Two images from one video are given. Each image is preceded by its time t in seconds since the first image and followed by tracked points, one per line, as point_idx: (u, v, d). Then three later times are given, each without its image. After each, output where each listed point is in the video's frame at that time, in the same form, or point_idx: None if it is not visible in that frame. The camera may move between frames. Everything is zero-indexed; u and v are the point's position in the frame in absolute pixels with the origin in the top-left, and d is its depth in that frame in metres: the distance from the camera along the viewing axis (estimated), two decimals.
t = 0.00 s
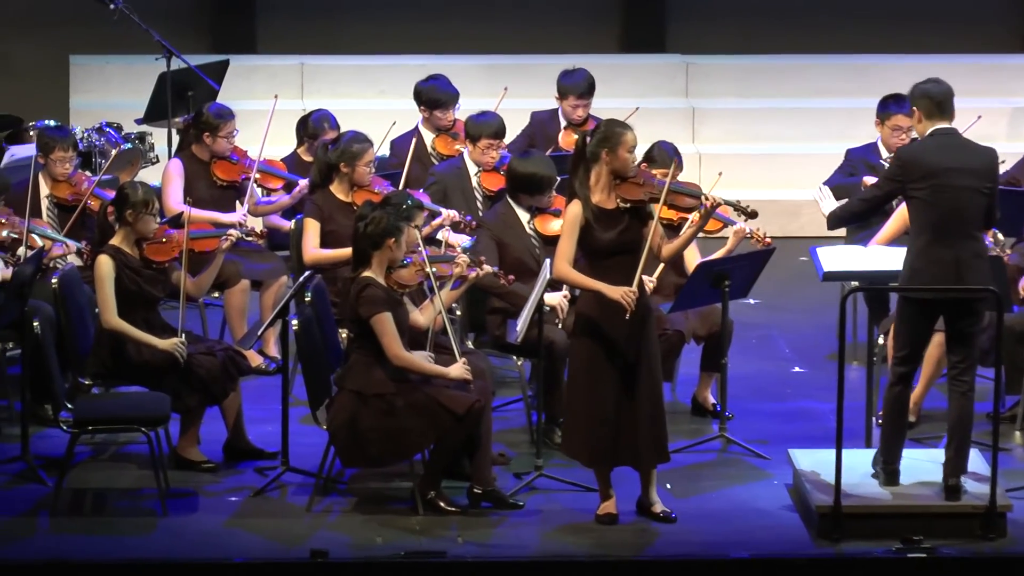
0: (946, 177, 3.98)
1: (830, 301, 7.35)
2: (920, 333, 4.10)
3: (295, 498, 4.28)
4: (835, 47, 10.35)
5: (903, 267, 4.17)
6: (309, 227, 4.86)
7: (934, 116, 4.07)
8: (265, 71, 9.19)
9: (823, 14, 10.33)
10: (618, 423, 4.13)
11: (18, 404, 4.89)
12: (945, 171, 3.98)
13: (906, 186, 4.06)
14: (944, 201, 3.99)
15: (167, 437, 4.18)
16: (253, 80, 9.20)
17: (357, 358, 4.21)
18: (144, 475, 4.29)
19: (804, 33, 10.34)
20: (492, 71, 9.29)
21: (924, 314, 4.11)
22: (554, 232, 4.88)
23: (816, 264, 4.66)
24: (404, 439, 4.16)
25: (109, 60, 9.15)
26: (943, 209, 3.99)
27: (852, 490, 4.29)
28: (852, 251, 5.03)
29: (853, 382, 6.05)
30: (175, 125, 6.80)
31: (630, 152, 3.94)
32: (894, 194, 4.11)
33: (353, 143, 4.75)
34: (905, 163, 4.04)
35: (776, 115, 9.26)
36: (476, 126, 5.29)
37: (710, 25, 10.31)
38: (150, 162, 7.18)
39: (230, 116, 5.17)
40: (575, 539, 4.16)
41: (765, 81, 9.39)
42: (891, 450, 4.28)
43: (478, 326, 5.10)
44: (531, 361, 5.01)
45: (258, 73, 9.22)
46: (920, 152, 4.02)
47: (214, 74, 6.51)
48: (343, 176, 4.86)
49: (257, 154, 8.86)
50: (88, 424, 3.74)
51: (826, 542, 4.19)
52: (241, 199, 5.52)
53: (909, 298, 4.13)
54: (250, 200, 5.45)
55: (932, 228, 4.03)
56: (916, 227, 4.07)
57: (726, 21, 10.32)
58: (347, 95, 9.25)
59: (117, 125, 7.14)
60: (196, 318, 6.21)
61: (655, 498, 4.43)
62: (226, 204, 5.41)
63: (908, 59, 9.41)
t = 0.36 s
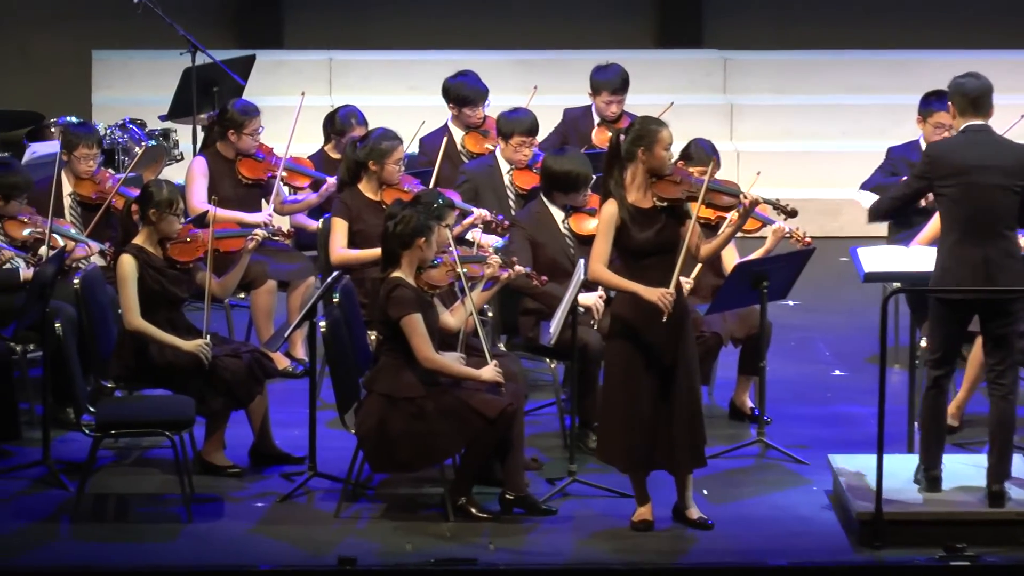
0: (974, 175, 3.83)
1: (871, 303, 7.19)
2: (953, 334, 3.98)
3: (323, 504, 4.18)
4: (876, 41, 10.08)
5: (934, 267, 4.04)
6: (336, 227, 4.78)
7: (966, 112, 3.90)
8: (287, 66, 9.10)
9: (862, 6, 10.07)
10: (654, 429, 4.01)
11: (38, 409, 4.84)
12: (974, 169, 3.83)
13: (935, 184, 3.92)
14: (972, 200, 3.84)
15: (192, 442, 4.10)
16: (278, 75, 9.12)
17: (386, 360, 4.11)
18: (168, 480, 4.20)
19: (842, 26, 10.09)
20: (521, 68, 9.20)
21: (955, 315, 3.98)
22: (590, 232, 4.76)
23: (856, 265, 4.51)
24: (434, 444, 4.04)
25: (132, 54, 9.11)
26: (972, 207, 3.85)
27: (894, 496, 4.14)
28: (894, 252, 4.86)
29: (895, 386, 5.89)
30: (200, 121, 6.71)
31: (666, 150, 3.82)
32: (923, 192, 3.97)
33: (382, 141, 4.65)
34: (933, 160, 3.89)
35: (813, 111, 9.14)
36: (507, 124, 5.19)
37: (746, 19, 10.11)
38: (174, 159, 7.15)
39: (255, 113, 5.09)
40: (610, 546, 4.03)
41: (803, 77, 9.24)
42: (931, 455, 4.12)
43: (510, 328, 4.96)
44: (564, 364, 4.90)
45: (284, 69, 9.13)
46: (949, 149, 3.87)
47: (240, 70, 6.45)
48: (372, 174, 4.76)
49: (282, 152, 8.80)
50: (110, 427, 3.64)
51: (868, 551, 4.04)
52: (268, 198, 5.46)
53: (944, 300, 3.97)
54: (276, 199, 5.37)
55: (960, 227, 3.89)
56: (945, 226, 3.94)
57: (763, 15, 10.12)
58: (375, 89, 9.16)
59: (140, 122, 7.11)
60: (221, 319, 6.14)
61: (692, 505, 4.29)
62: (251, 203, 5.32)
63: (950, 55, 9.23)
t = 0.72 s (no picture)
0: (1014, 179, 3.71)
1: (926, 306, 7.01)
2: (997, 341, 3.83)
3: (364, 511, 4.08)
4: (929, 37, 9.88)
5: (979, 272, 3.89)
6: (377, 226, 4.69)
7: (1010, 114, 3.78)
8: (327, 62, 9.02)
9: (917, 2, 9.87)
10: (704, 433, 3.88)
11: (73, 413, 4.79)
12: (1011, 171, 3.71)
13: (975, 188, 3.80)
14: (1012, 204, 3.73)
15: (229, 447, 4.04)
16: (317, 72, 9.03)
17: (427, 363, 3.99)
18: (205, 487, 4.12)
19: (895, 22, 9.88)
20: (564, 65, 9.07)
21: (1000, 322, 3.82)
22: (636, 234, 4.64)
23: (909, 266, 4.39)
24: (478, 449, 3.93)
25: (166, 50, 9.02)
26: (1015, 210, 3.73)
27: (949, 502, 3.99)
28: (948, 252, 4.71)
29: (950, 390, 5.71)
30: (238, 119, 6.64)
31: (715, 149, 3.67)
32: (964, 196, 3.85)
33: (424, 139, 4.54)
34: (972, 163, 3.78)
35: (867, 108, 8.95)
36: (553, 122, 5.12)
37: (796, 14, 9.91)
38: (210, 157, 7.08)
39: (295, 110, 5.01)
40: (657, 554, 3.90)
41: (855, 74, 9.07)
42: (986, 462, 3.94)
43: (555, 330, 4.82)
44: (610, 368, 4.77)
45: (323, 65, 9.04)
46: (990, 152, 3.74)
47: (278, 66, 6.37)
48: (414, 173, 4.66)
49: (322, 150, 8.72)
50: (145, 433, 3.56)
51: (921, 560, 3.89)
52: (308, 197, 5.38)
53: (984, 307, 3.84)
54: (315, 198, 5.29)
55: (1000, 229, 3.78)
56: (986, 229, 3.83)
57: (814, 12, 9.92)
58: (416, 86, 9.07)
59: (175, 120, 7.05)
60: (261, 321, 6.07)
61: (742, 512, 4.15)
62: (291, 202, 5.25)
63: (1008, 52, 9.03)
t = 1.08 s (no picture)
0: None
1: (987, 308, 6.81)
2: None
3: (409, 518, 3.98)
4: (990, 32, 9.64)
5: None
6: (424, 225, 4.58)
7: None
8: (371, 58, 8.93)
9: None
10: (763, 438, 3.74)
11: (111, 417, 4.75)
12: None
13: None
14: None
15: (272, 452, 3.96)
16: (363, 67, 8.94)
17: (474, 367, 3.89)
18: (247, 493, 4.04)
19: (955, 18, 9.65)
20: (611, 62, 8.94)
21: None
22: (689, 232, 4.48)
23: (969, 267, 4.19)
24: (527, 454, 3.82)
25: (209, 44, 8.99)
26: None
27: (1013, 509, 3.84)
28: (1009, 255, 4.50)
29: (1013, 395, 5.52)
30: (282, 115, 6.58)
31: (775, 148, 3.55)
32: None
33: (472, 136, 4.45)
34: None
35: (927, 105, 8.76)
36: (605, 119, 4.97)
37: (852, 10, 9.70)
38: (253, 154, 7.03)
39: (342, 107, 4.90)
40: (711, 563, 3.76)
41: (915, 69, 8.86)
42: None
43: (606, 333, 4.74)
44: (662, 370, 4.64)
45: (368, 60, 8.95)
46: None
47: (323, 61, 6.30)
48: (462, 171, 4.56)
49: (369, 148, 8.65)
50: (185, 437, 3.48)
51: (981, 568, 3.76)
52: (354, 196, 5.30)
53: None
54: (362, 197, 5.21)
55: None
56: None
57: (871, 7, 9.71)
58: (464, 83, 8.98)
59: (217, 116, 7.00)
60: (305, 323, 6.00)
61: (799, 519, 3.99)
62: (336, 200, 5.16)
63: None
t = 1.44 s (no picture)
0: None
1: None
2: None
3: (451, 524, 3.89)
4: None
5: None
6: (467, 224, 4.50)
7: None
8: (413, 53, 8.82)
9: None
10: (823, 444, 3.60)
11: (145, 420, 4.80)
12: None
13: None
14: None
15: (311, 456, 3.88)
16: (406, 62, 8.83)
17: (519, 370, 3.79)
18: (285, 499, 3.96)
19: (1011, 12, 9.43)
20: (656, 57, 8.80)
21: None
22: (740, 230, 4.44)
23: None
24: (573, 459, 3.71)
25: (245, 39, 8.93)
26: None
27: None
28: None
29: None
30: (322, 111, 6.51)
31: (836, 144, 3.42)
32: None
33: (517, 134, 4.33)
34: None
35: (983, 102, 8.59)
36: (651, 116, 4.88)
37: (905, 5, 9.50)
38: (291, 151, 6.96)
39: (381, 103, 4.84)
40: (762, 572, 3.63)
41: (971, 65, 8.68)
42: None
43: (654, 335, 4.60)
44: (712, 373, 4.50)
45: (412, 55, 8.85)
46: None
47: (363, 56, 6.23)
48: (506, 168, 4.47)
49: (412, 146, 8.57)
50: (221, 441, 3.41)
51: None
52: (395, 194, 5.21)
53: None
54: (403, 195, 5.13)
55: None
56: None
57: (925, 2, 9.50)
58: (509, 77, 8.88)
59: (255, 112, 6.93)
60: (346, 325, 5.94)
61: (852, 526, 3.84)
62: (375, 198, 5.08)
63: None
